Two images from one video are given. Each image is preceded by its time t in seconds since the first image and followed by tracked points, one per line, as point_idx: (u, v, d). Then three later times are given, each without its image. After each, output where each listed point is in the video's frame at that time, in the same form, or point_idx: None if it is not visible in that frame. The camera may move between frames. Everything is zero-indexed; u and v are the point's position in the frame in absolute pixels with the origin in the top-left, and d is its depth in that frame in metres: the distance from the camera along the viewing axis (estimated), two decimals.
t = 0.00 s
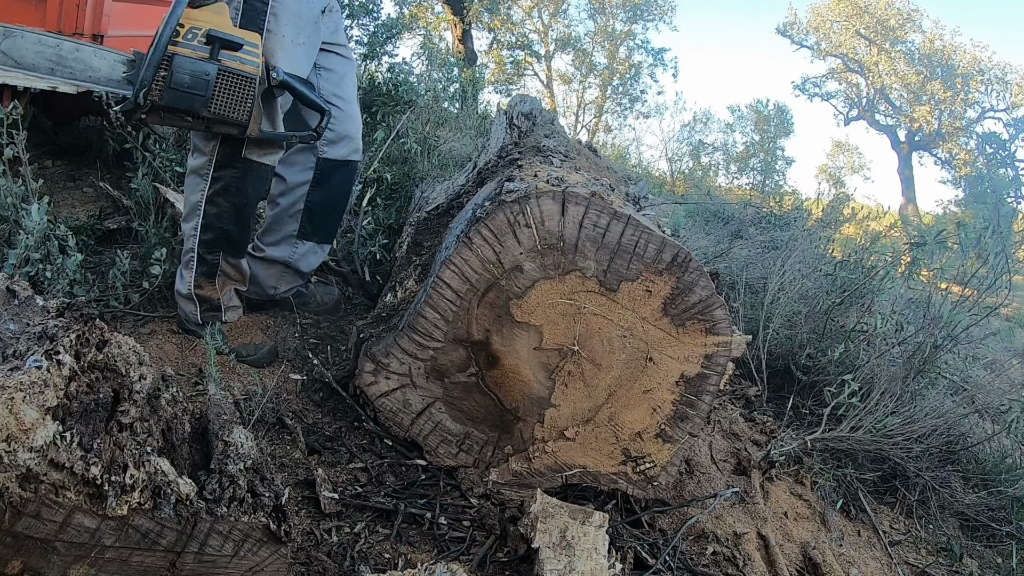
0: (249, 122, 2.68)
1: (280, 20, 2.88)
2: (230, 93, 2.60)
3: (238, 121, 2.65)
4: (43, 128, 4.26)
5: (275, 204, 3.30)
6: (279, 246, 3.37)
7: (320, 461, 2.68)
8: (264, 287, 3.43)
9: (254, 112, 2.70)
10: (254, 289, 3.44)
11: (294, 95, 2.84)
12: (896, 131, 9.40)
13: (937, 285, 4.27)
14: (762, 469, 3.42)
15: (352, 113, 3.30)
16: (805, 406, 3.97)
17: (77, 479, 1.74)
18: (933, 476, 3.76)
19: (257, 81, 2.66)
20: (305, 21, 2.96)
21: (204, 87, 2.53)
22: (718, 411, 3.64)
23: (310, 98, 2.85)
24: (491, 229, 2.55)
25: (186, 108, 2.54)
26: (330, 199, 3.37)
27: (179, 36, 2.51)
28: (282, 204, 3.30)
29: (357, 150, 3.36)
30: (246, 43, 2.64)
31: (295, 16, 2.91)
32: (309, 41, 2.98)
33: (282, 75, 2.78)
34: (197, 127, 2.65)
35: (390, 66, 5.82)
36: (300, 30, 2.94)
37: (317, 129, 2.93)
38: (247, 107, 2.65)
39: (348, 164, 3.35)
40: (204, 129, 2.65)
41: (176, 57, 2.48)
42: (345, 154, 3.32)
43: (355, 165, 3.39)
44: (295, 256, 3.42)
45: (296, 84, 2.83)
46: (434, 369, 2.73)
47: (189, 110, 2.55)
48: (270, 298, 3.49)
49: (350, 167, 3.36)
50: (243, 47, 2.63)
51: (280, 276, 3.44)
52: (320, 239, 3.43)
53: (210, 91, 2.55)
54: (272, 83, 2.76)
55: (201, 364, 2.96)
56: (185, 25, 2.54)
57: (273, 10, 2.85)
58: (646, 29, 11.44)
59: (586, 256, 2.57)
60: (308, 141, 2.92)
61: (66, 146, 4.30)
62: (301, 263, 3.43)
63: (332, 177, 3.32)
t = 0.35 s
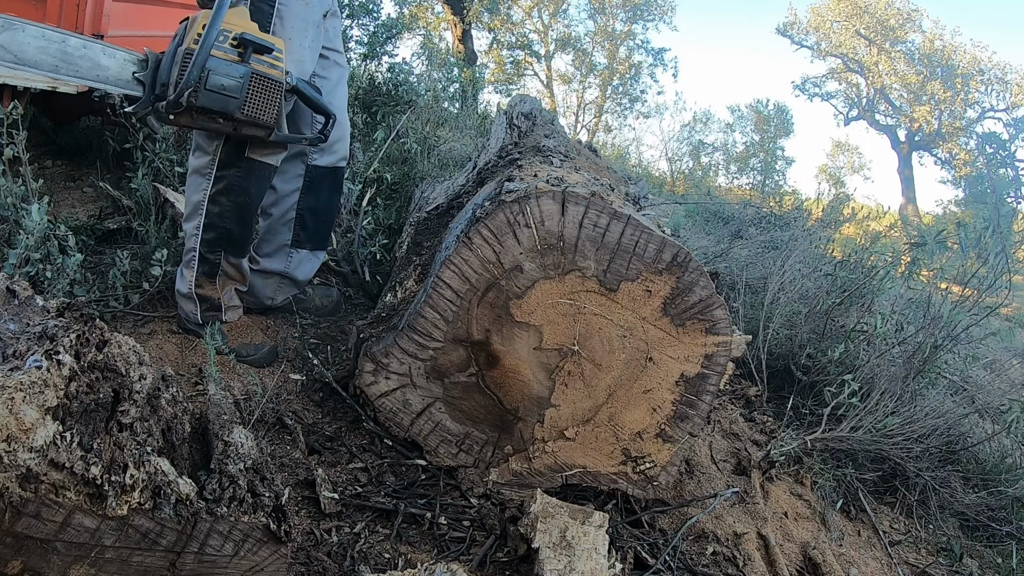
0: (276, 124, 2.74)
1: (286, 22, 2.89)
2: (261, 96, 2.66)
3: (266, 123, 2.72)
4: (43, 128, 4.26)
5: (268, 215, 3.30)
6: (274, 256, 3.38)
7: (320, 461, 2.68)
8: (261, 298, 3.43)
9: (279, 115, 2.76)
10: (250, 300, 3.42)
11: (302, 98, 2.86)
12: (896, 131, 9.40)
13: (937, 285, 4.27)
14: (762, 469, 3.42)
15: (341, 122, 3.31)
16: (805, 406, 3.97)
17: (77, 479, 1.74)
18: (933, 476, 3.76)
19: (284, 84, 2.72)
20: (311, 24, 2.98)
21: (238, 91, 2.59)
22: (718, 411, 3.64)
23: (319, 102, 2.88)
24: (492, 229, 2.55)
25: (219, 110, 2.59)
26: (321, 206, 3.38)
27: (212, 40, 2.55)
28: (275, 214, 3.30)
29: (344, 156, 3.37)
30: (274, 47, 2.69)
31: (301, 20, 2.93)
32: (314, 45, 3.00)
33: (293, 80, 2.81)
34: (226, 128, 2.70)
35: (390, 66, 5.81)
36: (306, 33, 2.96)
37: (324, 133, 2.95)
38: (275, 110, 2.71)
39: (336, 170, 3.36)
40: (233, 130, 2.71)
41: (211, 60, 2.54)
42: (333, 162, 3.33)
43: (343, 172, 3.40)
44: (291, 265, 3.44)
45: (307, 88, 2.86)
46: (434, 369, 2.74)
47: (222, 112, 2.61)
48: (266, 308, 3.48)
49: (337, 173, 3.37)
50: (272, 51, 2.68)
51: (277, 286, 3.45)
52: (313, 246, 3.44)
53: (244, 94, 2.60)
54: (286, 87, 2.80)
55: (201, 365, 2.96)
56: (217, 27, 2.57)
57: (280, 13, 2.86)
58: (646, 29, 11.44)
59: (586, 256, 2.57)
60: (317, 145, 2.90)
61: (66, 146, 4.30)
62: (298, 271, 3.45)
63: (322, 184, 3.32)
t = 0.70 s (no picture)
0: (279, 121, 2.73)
1: (288, 20, 2.89)
2: (263, 93, 2.66)
3: (269, 121, 2.71)
4: (43, 129, 4.26)
5: (270, 216, 3.30)
6: (275, 257, 3.38)
7: (320, 461, 2.68)
8: (261, 298, 3.43)
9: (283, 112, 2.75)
10: (250, 300, 3.42)
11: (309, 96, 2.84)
12: (897, 131, 9.40)
13: (936, 285, 4.27)
14: (762, 469, 3.42)
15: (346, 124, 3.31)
16: (805, 406, 3.97)
17: (77, 479, 1.74)
18: (933, 476, 3.76)
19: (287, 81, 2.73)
20: (315, 22, 2.97)
21: (239, 88, 2.59)
22: (718, 411, 3.64)
23: (325, 97, 2.85)
24: (491, 229, 2.55)
25: (221, 108, 2.60)
26: (323, 208, 3.37)
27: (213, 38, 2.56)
28: (277, 215, 3.30)
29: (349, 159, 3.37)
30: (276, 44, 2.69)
31: (305, 17, 2.93)
32: (318, 43, 2.99)
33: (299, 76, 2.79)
34: (230, 127, 2.70)
35: (390, 66, 5.81)
36: (310, 31, 2.95)
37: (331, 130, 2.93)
38: (278, 107, 2.70)
39: (339, 173, 3.35)
40: (237, 129, 2.70)
41: (212, 58, 2.54)
42: (337, 164, 3.32)
43: (346, 173, 3.40)
44: (292, 267, 3.43)
45: (313, 85, 2.83)
46: (434, 369, 2.73)
47: (224, 110, 2.61)
48: (266, 308, 3.48)
49: (340, 175, 3.36)
50: (273, 48, 2.68)
51: (278, 286, 3.45)
52: (315, 248, 3.44)
53: (245, 92, 2.61)
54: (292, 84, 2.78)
55: (201, 364, 2.96)
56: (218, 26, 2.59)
57: (281, 10, 2.87)
58: (646, 29, 11.43)
59: (586, 256, 2.57)
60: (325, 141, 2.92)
61: (66, 146, 4.30)
62: (299, 272, 3.45)
63: (325, 187, 3.32)
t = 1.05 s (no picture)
0: (242, 126, 2.74)
1: (275, 21, 2.86)
2: (224, 97, 2.67)
3: (231, 125, 2.72)
4: (43, 129, 4.27)
5: (266, 216, 3.29)
6: (273, 257, 3.37)
7: (320, 461, 2.69)
8: (261, 298, 3.43)
9: (248, 116, 2.76)
10: (250, 300, 3.42)
11: (289, 97, 2.86)
12: (896, 131, 9.40)
13: (936, 285, 4.26)
14: (762, 469, 3.42)
15: (339, 125, 3.32)
16: (805, 406, 3.97)
17: (77, 479, 1.74)
18: (933, 476, 3.76)
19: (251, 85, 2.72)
20: (301, 23, 2.95)
21: (198, 93, 2.61)
22: (719, 411, 3.64)
23: (305, 99, 2.88)
24: (491, 229, 2.55)
25: (181, 113, 2.62)
26: (318, 207, 3.37)
27: (174, 43, 2.58)
28: (273, 215, 3.30)
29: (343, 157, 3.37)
30: (240, 48, 2.69)
31: (292, 18, 2.90)
32: (305, 43, 2.98)
33: (277, 78, 2.82)
34: (193, 130, 2.73)
35: (390, 66, 5.82)
36: (296, 31, 2.93)
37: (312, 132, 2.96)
38: (239, 112, 2.71)
39: (333, 171, 3.36)
40: (199, 132, 2.73)
41: (171, 63, 2.57)
42: (331, 163, 3.33)
43: (340, 173, 3.40)
44: (291, 268, 3.42)
45: (291, 86, 2.86)
46: (434, 369, 2.73)
47: (184, 115, 2.63)
48: (266, 308, 3.48)
49: (334, 173, 3.37)
50: (237, 52, 2.68)
51: (277, 286, 3.44)
52: (311, 247, 3.43)
53: (204, 97, 2.63)
54: (266, 86, 2.80)
55: (201, 364, 2.96)
56: (180, 31, 2.59)
57: (268, 11, 2.83)
58: (647, 29, 11.43)
59: (586, 256, 2.57)
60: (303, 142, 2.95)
61: (66, 146, 4.30)
62: (297, 273, 3.44)
63: (320, 186, 3.32)
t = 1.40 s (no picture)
0: (197, 126, 2.62)
1: (259, 16, 2.85)
2: (177, 98, 2.58)
3: (186, 126, 2.61)
4: (43, 129, 4.27)
5: (262, 216, 3.31)
6: (269, 257, 3.36)
7: (320, 461, 2.69)
8: (260, 298, 3.41)
9: (207, 116, 2.64)
10: (249, 300, 3.42)
11: (261, 94, 2.78)
12: (896, 131, 9.40)
13: (936, 285, 4.26)
14: (762, 469, 3.42)
15: (333, 123, 3.31)
16: (805, 406, 3.97)
17: (77, 479, 1.74)
18: (933, 476, 3.76)
19: (207, 85, 2.60)
20: (286, 20, 2.96)
21: (150, 94, 2.55)
22: (718, 411, 3.63)
23: (279, 98, 2.80)
24: (491, 229, 2.55)
25: (135, 114, 2.58)
26: (315, 207, 3.36)
27: (131, 45, 2.55)
28: (269, 215, 3.30)
29: (339, 155, 3.37)
30: (197, 47, 2.61)
31: (276, 14, 2.91)
32: (289, 41, 2.97)
33: (248, 75, 2.72)
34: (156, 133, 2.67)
35: (391, 66, 5.82)
36: (280, 28, 2.93)
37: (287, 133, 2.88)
38: (193, 111, 2.60)
39: (329, 171, 3.36)
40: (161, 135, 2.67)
41: (125, 65, 2.54)
42: (327, 162, 3.33)
43: (337, 173, 3.40)
44: (287, 268, 3.39)
45: (264, 84, 2.77)
46: (434, 369, 2.73)
47: (139, 117, 2.58)
48: (266, 308, 3.47)
49: (331, 173, 3.37)
50: (193, 51, 2.60)
51: (276, 286, 3.43)
52: (308, 249, 3.41)
53: (156, 97, 2.56)
54: (236, 84, 2.70)
55: (201, 364, 2.96)
56: (139, 32, 2.56)
57: (253, 5, 2.82)
58: (647, 29, 11.43)
59: (586, 256, 2.57)
60: (275, 143, 2.86)
61: (66, 146, 4.31)
62: (294, 273, 3.41)
63: (315, 185, 3.32)
